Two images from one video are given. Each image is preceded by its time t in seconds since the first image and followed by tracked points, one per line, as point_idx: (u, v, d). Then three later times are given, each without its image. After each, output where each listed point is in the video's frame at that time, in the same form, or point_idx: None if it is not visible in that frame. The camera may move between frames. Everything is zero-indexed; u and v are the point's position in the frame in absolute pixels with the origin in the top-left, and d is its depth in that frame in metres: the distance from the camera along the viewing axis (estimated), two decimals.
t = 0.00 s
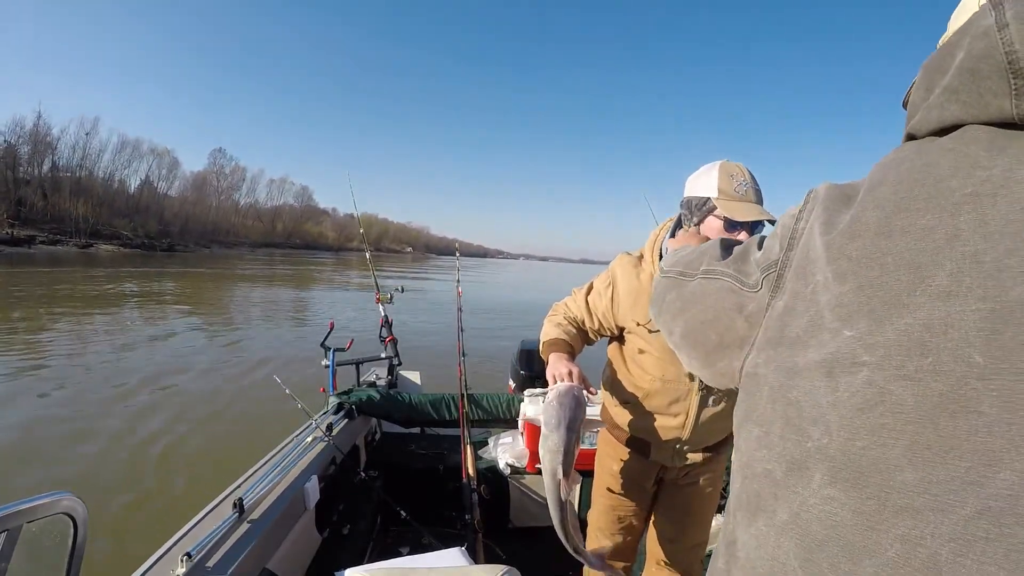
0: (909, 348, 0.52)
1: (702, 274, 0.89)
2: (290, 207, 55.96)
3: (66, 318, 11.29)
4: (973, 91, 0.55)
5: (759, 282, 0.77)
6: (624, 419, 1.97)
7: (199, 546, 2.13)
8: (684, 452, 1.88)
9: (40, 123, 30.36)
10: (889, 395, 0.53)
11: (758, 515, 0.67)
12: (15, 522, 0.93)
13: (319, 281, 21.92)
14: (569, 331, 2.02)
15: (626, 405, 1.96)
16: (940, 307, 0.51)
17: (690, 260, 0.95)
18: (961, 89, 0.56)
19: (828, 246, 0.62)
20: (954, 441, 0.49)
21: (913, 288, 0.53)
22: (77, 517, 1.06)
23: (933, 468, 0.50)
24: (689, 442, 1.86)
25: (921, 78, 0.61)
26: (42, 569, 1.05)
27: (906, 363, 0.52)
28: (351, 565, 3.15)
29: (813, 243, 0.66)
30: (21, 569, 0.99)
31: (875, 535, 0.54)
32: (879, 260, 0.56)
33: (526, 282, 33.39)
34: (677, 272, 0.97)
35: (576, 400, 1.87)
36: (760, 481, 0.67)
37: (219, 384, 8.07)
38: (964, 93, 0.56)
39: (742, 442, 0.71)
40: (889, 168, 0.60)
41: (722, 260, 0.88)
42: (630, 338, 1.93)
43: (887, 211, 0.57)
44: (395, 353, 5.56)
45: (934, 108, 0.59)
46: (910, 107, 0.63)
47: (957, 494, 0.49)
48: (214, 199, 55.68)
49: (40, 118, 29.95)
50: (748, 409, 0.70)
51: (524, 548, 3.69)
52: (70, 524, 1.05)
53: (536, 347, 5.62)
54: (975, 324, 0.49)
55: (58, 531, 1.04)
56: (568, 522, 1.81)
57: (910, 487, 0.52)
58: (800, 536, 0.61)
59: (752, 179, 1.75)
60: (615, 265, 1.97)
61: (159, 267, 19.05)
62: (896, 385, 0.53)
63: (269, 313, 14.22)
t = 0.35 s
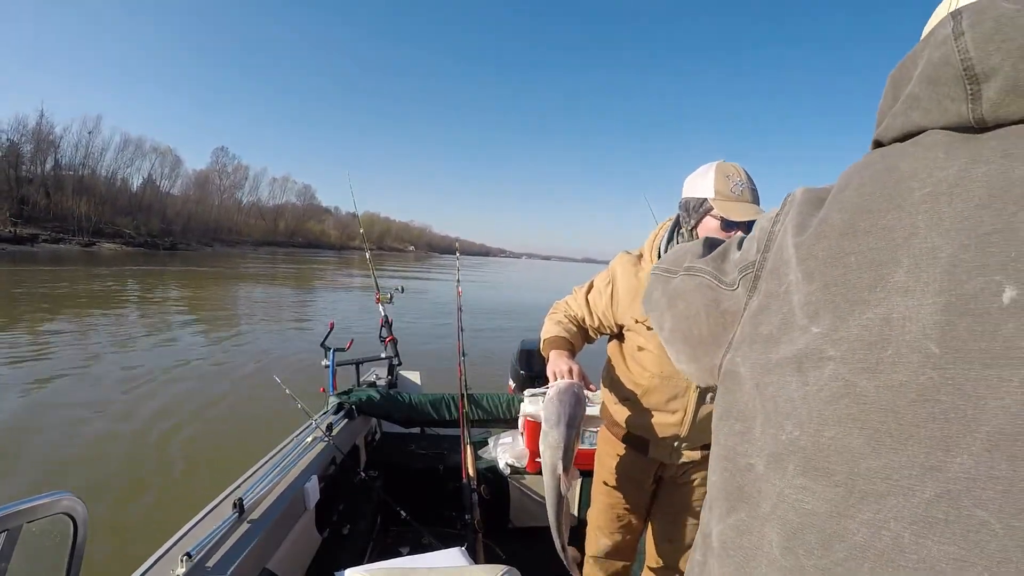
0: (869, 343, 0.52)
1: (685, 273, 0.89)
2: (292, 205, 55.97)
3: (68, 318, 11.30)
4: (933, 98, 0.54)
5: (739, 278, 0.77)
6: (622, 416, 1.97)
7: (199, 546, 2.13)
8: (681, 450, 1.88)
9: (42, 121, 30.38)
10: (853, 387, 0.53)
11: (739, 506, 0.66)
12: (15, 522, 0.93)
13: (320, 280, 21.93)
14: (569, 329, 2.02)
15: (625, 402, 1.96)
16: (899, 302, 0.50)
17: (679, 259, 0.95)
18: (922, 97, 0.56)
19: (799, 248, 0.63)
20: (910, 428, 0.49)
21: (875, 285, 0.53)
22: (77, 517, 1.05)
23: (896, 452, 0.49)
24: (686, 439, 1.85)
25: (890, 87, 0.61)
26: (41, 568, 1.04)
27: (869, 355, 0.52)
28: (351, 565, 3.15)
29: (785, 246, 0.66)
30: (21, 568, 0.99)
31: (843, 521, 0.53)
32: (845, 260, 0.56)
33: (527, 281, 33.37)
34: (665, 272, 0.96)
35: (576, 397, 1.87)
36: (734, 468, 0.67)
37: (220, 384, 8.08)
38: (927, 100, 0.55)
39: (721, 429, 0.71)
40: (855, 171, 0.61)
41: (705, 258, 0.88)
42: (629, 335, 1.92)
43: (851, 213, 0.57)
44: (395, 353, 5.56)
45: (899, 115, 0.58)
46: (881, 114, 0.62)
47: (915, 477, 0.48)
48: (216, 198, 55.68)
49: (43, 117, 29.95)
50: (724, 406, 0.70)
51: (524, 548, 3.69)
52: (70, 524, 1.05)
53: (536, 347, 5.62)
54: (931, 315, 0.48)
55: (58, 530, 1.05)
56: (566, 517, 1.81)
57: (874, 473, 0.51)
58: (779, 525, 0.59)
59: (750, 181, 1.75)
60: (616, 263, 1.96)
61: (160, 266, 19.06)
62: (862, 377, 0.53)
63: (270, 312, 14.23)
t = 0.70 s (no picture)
0: (866, 348, 0.48)
1: (662, 292, 0.85)
2: (291, 208, 55.95)
3: (69, 325, 11.29)
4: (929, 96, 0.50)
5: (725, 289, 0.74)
6: (619, 414, 1.94)
7: (199, 546, 2.11)
8: (677, 449, 1.84)
9: (40, 130, 30.36)
10: (850, 394, 0.49)
11: (720, 517, 0.61)
12: (15, 522, 0.90)
13: (321, 281, 21.92)
14: (566, 328, 2.00)
15: (622, 401, 1.92)
16: (897, 307, 0.47)
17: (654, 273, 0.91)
18: (918, 95, 0.52)
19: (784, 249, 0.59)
20: (911, 434, 0.45)
21: (872, 288, 0.49)
22: (77, 517, 1.03)
23: (896, 462, 0.46)
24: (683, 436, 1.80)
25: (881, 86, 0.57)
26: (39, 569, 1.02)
27: (867, 362, 0.48)
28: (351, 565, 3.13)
29: (769, 248, 0.62)
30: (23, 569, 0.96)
31: (840, 531, 0.49)
32: (838, 263, 0.52)
33: (528, 279, 33.33)
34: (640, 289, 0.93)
35: (574, 397, 1.83)
36: (713, 471, 0.63)
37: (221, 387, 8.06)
38: (921, 100, 0.51)
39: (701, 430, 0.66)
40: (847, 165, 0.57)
41: (682, 274, 0.84)
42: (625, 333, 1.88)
43: (844, 213, 0.53)
44: (395, 353, 5.53)
45: (892, 114, 0.54)
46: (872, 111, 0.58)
47: (918, 485, 0.44)
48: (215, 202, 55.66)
49: (40, 125, 29.91)
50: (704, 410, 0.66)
51: (524, 549, 3.67)
52: (71, 524, 1.02)
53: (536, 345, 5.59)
54: (933, 320, 0.45)
55: (58, 531, 1.02)
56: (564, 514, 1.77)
57: (873, 483, 0.47)
58: (764, 535, 0.55)
59: (739, 177, 1.70)
60: (612, 261, 1.93)
61: (161, 272, 19.05)
62: (859, 383, 0.49)
63: (271, 315, 14.22)
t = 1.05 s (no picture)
0: (901, 361, 0.42)
1: (638, 379, 0.82)
2: (289, 212, 55.96)
3: (70, 334, 11.32)
4: (949, 99, 0.49)
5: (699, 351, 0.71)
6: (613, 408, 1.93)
7: (199, 546, 2.11)
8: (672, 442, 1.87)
9: (36, 140, 30.38)
10: (881, 412, 0.42)
11: (744, 549, 0.51)
12: (16, 522, 0.90)
13: (320, 285, 21.95)
14: (561, 323, 1.99)
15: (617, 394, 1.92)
16: (933, 318, 0.41)
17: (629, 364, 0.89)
18: (939, 99, 0.50)
19: (794, 253, 0.52)
20: (955, 459, 0.38)
21: (902, 297, 0.43)
22: (77, 517, 1.03)
23: (944, 493, 0.38)
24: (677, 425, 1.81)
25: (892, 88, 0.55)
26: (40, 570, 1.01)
27: (900, 377, 0.41)
28: (352, 564, 3.13)
29: (765, 252, 0.61)
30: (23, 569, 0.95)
31: (869, 569, 0.41)
32: (865, 271, 0.46)
33: (527, 277, 33.36)
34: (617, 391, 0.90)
35: (569, 387, 1.78)
36: (717, 498, 0.54)
37: (223, 393, 8.07)
38: (942, 100, 0.50)
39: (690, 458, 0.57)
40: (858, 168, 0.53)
41: (657, 351, 0.81)
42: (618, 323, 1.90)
43: (867, 218, 0.48)
44: (395, 354, 5.53)
45: (908, 116, 0.52)
46: (881, 118, 0.56)
47: (963, 513, 0.37)
48: (212, 209, 55.67)
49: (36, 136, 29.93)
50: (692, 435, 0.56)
51: (524, 549, 3.66)
52: (70, 525, 1.02)
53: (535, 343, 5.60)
54: (974, 333, 0.39)
55: (58, 531, 1.02)
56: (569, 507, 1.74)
57: (913, 510, 0.39)
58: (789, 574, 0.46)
59: (720, 166, 1.71)
60: (604, 258, 1.96)
61: (160, 280, 19.08)
62: (890, 403, 0.42)
63: (271, 319, 14.24)
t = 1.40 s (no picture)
0: (956, 383, 0.39)
1: (674, 471, 0.65)
2: (288, 215, 55.93)
3: (69, 337, 11.30)
4: (991, 96, 0.46)
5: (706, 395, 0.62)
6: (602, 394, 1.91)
7: (199, 547, 2.12)
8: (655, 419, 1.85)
9: (34, 144, 30.36)
10: (931, 438, 0.39)
11: None
12: (16, 523, 0.90)
13: (320, 288, 21.95)
14: (545, 313, 1.97)
15: (600, 376, 1.93)
16: (992, 334, 0.38)
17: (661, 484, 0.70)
18: (978, 99, 0.47)
19: (822, 266, 0.49)
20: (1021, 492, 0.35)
21: (955, 312, 0.40)
22: (77, 518, 1.03)
23: (1016, 534, 0.35)
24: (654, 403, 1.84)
25: (917, 82, 0.53)
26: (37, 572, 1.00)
27: (952, 402, 0.39)
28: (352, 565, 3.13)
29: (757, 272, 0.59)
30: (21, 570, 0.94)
31: None
32: (908, 285, 0.44)
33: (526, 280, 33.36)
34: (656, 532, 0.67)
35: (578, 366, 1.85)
36: (732, 534, 0.52)
37: (222, 396, 8.05)
38: (984, 97, 0.46)
39: (699, 489, 0.56)
40: (876, 182, 0.51)
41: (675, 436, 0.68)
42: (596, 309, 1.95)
43: (908, 231, 0.46)
44: (395, 355, 5.53)
45: (941, 114, 0.49)
46: (906, 115, 0.54)
47: None
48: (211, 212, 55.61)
49: (34, 139, 29.88)
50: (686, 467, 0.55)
51: (524, 549, 3.66)
52: (70, 526, 1.02)
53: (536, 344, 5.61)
54: None
55: (58, 531, 1.02)
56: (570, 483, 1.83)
57: (977, 554, 0.36)
58: None
59: (678, 193, 1.86)
60: (583, 257, 2.01)
61: (159, 283, 19.05)
62: (944, 430, 0.39)
63: (270, 322, 14.22)
